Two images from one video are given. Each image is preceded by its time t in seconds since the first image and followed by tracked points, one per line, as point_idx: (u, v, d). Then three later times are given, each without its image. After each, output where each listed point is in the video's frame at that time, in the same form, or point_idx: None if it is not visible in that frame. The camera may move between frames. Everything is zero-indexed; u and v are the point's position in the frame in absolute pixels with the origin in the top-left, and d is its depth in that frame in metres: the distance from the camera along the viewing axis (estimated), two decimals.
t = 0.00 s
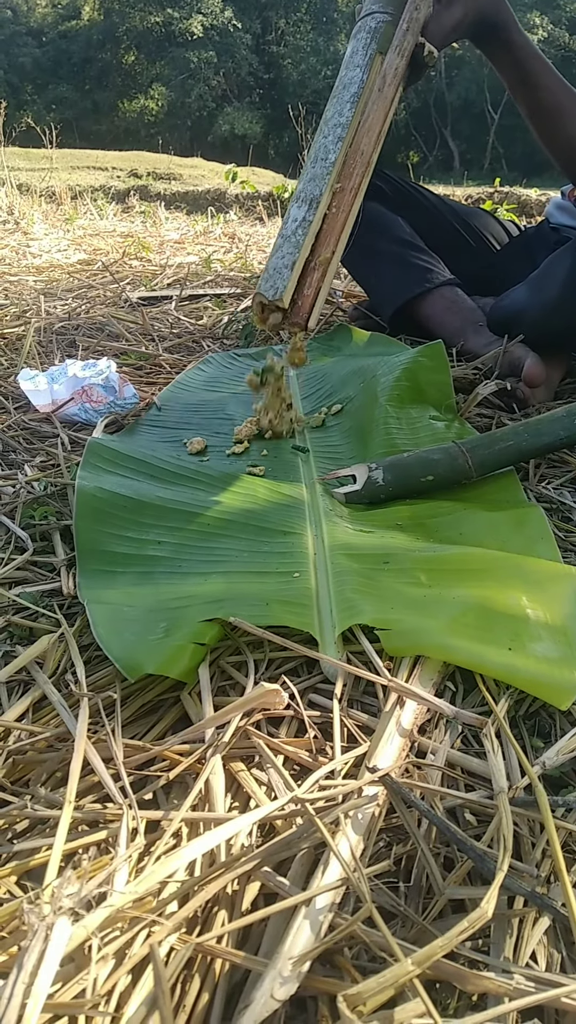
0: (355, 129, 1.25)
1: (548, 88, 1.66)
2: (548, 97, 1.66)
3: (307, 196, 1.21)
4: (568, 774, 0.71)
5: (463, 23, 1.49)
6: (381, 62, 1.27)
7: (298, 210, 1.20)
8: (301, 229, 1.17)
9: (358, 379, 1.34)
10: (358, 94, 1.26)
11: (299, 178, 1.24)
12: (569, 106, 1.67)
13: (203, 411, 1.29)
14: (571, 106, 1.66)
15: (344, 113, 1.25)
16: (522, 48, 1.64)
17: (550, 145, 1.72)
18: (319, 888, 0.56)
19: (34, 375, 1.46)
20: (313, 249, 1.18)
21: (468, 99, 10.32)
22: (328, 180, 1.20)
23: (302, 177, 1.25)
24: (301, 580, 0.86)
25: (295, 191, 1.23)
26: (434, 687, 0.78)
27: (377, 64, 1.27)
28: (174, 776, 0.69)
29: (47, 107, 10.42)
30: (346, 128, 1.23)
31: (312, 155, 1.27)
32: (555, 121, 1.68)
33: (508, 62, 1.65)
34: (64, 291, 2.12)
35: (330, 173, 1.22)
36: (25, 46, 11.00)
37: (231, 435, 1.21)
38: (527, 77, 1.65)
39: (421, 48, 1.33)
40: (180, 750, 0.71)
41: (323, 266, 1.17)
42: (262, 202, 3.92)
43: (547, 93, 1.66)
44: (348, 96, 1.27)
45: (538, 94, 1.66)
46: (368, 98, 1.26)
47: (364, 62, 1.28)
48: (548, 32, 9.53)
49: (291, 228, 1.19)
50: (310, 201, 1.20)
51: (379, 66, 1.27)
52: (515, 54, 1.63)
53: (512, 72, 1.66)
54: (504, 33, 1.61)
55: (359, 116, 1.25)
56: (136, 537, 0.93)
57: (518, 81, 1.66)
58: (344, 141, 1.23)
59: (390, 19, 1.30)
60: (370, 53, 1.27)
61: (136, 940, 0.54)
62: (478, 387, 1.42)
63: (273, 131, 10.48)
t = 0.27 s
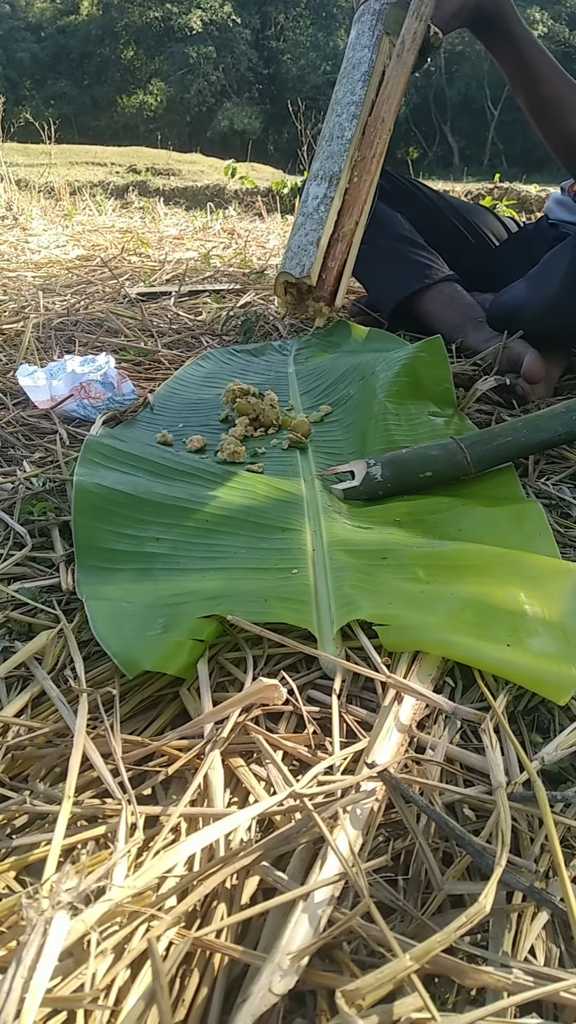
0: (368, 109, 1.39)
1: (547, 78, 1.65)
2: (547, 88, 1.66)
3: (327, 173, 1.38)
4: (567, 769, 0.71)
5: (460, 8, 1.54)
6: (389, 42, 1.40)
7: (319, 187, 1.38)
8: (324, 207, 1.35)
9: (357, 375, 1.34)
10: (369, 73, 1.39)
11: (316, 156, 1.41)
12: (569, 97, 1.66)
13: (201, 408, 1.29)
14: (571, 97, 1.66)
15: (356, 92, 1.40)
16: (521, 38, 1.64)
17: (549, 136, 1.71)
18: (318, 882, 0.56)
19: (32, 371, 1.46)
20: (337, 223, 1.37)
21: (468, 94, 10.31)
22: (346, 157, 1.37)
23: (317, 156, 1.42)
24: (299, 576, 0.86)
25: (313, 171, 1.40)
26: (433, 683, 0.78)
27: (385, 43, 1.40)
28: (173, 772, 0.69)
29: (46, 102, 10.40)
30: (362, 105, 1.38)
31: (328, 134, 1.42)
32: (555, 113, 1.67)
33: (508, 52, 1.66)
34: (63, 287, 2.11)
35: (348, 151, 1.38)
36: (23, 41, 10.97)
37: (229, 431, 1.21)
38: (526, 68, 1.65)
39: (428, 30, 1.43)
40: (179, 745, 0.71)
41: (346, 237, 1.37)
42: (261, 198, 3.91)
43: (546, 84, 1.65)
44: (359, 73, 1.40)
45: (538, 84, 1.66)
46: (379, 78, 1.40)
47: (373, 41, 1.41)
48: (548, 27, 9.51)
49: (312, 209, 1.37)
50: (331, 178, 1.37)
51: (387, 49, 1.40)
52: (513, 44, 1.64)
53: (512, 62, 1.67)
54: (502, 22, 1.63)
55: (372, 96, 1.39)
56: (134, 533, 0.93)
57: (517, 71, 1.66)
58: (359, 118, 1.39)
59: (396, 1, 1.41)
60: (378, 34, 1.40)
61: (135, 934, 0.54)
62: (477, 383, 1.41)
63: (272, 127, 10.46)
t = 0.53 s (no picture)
0: (374, 106, 1.29)
1: (548, 77, 1.65)
2: (548, 87, 1.65)
3: (332, 172, 1.28)
4: (566, 765, 0.71)
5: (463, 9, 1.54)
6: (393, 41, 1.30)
7: (325, 186, 1.28)
8: (330, 205, 1.25)
9: (357, 372, 1.33)
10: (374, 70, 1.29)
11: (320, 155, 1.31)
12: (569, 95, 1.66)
13: (201, 404, 1.29)
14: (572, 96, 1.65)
15: (360, 90, 1.30)
16: (522, 38, 1.64)
17: (550, 133, 1.71)
18: (317, 877, 0.56)
19: (32, 367, 1.46)
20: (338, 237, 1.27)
21: (468, 90, 10.29)
22: (353, 153, 1.27)
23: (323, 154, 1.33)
24: (299, 572, 0.86)
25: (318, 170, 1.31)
26: (433, 678, 0.78)
27: (389, 42, 1.30)
28: (173, 767, 0.69)
29: (45, 98, 10.39)
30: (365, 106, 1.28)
31: (332, 132, 1.32)
32: (555, 111, 1.67)
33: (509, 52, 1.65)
34: (63, 283, 2.11)
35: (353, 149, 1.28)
36: (22, 37, 10.94)
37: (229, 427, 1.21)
38: (527, 67, 1.65)
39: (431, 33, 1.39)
40: (179, 741, 0.71)
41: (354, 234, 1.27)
42: (261, 193, 3.90)
43: (547, 83, 1.65)
44: (364, 73, 1.31)
45: (539, 83, 1.65)
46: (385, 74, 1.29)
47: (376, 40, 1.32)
48: (548, 23, 9.49)
49: (317, 206, 1.27)
50: (336, 176, 1.27)
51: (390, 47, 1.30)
52: (514, 45, 1.64)
53: (512, 61, 1.66)
54: (503, 22, 1.62)
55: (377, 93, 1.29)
56: (134, 530, 0.93)
57: (518, 70, 1.66)
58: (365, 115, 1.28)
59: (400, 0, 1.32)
60: (381, 33, 1.31)
61: (135, 929, 0.54)
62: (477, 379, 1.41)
63: (272, 123, 10.44)
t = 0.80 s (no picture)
0: (363, 125, 1.35)
1: (549, 76, 1.65)
2: (549, 86, 1.65)
3: (319, 195, 1.35)
4: (567, 763, 0.71)
5: (466, 7, 1.53)
6: (387, 55, 1.36)
7: (310, 211, 1.36)
8: (313, 231, 1.33)
9: (357, 370, 1.33)
10: (365, 91, 1.35)
11: (309, 176, 1.38)
12: (569, 94, 1.65)
13: (201, 403, 1.29)
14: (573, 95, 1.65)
15: (351, 111, 1.35)
16: (523, 37, 1.63)
17: (550, 133, 1.71)
18: (317, 875, 0.56)
19: (32, 366, 1.45)
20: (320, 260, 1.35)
21: (468, 88, 10.28)
22: (338, 179, 1.34)
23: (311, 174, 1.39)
24: (299, 570, 0.86)
25: (306, 191, 1.37)
26: (433, 676, 0.78)
27: (383, 57, 1.36)
28: (173, 766, 0.69)
29: (45, 97, 10.38)
30: (355, 130, 1.34)
31: (322, 151, 1.38)
32: (556, 109, 1.66)
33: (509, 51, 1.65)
34: (62, 282, 2.11)
35: (340, 173, 1.35)
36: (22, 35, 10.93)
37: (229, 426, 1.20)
38: (528, 66, 1.65)
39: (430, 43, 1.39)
40: (179, 739, 0.71)
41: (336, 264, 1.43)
42: (261, 192, 3.90)
43: (548, 81, 1.65)
44: (356, 92, 1.36)
45: (540, 82, 1.65)
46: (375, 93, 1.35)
47: (371, 55, 1.37)
48: (549, 21, 9.48)
49: (303, 231, 1.35)
50: (322, 201, 1.34)
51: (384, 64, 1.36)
52: (515, 44, 1.63)
53: (513, 60, 1.66)
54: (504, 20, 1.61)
55: (367, 113, 1.35)
56: (133, 529, 0.93)
57: (518, 69, 1.66)
58: (352, 138, 1.34)
59: (396, 12, 1.37)
60: (376, 47, 1.36)
61: (135, 927, 0.54)
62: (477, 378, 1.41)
63: (272, 121, 10.43)
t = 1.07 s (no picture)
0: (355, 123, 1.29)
1: (545, 75, 1.65)
2: (545, 83, 1.66)
3: (311, 194, 1.29)
4: (567, 766, 0.71)
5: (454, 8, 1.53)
6: (377, 49, 1.30)
7: (303, 209, 1.30)
8: (307, 230, 1.28)
9: (358, 373, 1.33)
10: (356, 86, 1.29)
11: (300, 174, 1.32)
12: (565, 91, 1.66)
13: (202, 405, 1.29)
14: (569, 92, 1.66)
15: (342, 106, 1.29)
16: (517, 36, 1.64)
17: (546, 128, 1.72)
18: (318, 878, 0.56)
19: (32, 367, 1.46)
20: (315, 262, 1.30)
21: (468, 90, 10.29)
22: (331, 176, 1.28)
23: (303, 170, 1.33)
24: (300, 573, 0.86)
25: (298, 188, 1.31)
26: (433, 679, 0.78)
27: (372, 52, 1.30)
28: (174, 768, 0.69)
29: (46, 99, 10.39)
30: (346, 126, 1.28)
31: (313, 150, 1.33)
32: (553, 107, 1.67)
33: (504, 51, 1.65)
34: (63, 284, 2.11)
35: (333, 172, 1.29)
36: (22, 37, 10.94)
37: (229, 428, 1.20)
38: (523, 66, 1.65)
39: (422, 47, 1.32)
40: (180, 741, 0.71)
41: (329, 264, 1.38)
42: (262, 194, 3.90)
43: (543, 79, 1.65)
44: (345, 86, 1.30)
45: (536, 79, 1.66)
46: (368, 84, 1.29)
47: (361, 49, 1.30)
48: (549, 23, 9.48)
49: (296, 229, 1.29)
50: (315, 200, 1.29)
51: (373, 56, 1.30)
52: (509, 42, 1.64)
53: (507, 60, 1.66)
54: (498, 19, 1.62)
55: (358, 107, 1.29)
56: (134, 530, 0.93)
57: (514, 68, 1.66)
58: (344, 134, 1.29)
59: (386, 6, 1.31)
60: (366, 41, 1.30)
61: (135, 929, 0.54)
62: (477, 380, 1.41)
63: (273, 123, 10.44)
